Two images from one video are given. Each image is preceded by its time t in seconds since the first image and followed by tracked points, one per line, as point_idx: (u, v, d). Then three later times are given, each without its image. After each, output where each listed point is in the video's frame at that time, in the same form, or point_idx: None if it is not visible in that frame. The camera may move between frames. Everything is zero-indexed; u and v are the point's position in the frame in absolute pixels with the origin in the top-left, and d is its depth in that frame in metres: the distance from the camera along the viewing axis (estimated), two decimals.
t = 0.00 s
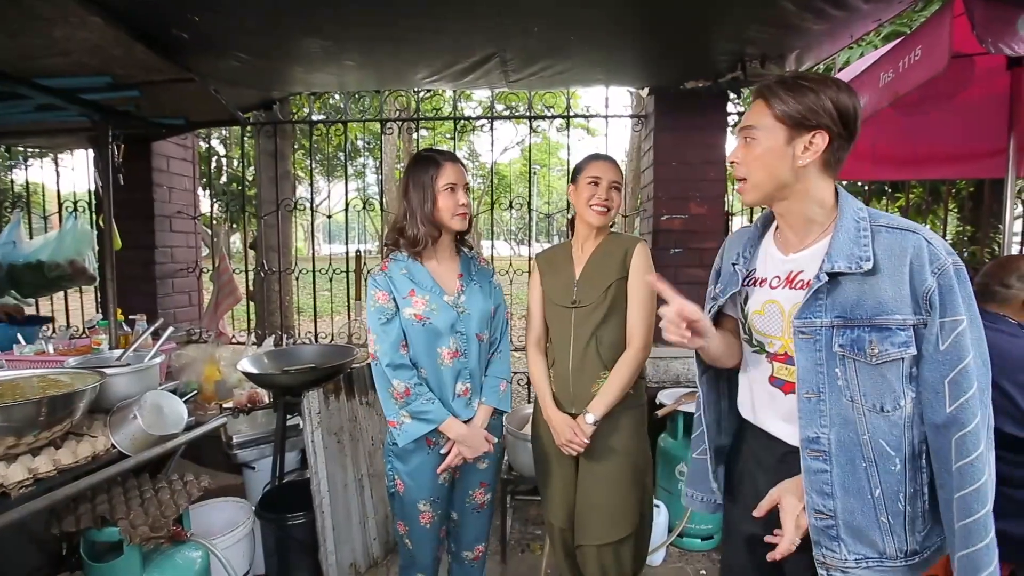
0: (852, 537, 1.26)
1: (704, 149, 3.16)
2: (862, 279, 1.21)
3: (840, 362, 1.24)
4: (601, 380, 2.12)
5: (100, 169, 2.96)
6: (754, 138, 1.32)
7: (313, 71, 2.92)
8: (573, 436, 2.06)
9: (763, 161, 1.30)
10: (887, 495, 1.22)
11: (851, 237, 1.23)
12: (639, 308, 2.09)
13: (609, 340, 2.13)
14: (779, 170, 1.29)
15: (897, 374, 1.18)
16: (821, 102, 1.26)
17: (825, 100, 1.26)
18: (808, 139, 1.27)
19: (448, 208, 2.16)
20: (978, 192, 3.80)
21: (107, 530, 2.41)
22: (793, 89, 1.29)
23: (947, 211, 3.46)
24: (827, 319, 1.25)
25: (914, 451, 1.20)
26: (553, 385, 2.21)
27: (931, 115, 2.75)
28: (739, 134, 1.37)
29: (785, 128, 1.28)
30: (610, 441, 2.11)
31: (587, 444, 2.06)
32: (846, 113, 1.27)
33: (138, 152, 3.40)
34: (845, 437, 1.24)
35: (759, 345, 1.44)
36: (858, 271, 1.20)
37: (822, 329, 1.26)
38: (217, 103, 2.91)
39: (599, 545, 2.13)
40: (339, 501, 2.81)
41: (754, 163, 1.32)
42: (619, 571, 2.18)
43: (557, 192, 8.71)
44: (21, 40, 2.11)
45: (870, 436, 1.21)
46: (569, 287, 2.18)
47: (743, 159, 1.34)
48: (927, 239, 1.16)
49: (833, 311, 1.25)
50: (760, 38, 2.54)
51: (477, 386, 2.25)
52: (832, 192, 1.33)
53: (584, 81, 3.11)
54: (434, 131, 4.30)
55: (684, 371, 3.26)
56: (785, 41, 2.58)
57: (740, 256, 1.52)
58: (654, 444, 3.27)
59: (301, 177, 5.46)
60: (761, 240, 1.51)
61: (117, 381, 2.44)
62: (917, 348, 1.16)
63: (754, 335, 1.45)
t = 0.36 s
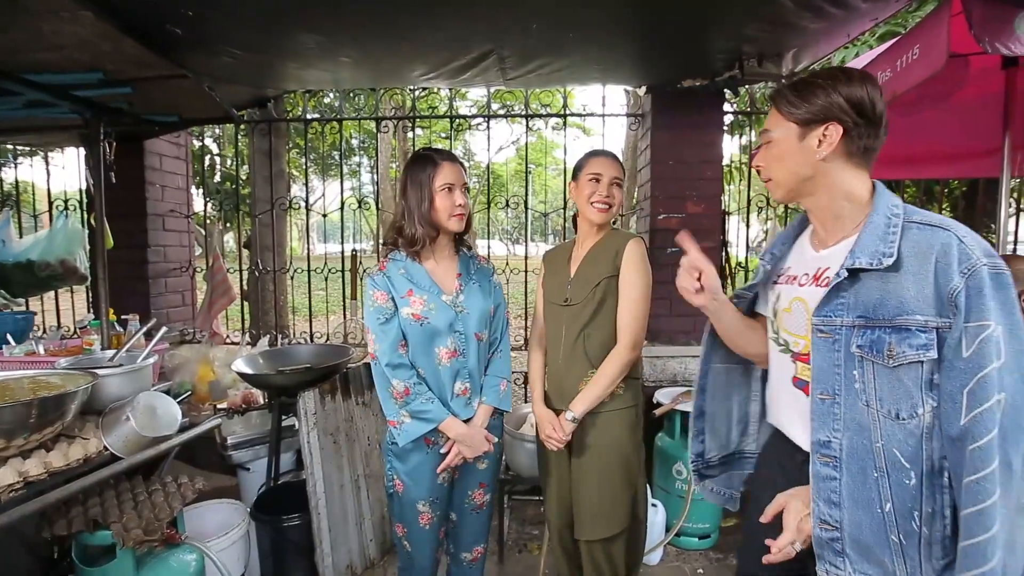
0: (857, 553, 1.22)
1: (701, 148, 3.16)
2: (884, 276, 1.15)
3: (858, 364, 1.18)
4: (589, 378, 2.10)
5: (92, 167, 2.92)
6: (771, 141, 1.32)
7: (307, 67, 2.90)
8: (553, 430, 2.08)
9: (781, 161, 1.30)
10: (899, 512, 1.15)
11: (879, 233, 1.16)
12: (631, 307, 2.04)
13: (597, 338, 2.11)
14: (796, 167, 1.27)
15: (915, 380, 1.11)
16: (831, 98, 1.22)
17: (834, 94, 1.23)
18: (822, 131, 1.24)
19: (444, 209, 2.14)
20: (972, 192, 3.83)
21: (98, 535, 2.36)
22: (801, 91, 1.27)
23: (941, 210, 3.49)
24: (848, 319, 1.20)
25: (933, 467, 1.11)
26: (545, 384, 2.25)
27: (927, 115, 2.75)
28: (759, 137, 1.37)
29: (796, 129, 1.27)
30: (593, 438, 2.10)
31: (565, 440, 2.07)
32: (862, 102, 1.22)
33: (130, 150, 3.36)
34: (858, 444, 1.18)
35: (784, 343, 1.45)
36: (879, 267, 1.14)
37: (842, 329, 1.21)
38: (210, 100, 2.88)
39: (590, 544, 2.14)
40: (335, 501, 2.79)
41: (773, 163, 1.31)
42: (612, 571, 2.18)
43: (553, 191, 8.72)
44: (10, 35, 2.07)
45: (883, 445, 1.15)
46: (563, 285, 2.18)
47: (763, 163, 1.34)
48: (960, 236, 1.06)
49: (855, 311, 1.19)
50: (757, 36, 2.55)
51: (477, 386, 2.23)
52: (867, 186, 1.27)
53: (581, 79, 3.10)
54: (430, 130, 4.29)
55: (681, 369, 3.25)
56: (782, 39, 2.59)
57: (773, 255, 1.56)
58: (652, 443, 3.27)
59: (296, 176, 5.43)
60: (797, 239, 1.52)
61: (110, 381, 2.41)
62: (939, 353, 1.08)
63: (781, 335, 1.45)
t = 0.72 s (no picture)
0: None
1: (694, 148, 3.18)
2: (904, 282, 1.14)
3: (887, 378, 1.18)
4: (601, 377, 2.13)
5: (77, 165, 2.86)
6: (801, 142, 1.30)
7: (299, 65, 2.86)
8: (573, 434, 2.03)
9: (810, 163, 1.28)
10: (934, 541, 1.14)
11: (899, 236, 1.15)
12: (639, 310, 2.09)
13: (609, 338, 2.14)
14: (825, 169, 1.25)
15: (937, 390, 1.10)
16: (866, 99, 1.20)
17: (867, 92, 1.20)
18: (855, 134, 1.21)
19: (443, 211, 2.13)
20: (958, 192, 3.88)
21: (85, 541, 2.31)
22: (837, 91, 1.25)
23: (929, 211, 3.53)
24: (878, 329, 1.20)
25: (969, 493, 1.09)
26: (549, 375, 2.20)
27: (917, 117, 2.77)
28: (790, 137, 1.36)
29: (826, 129, 1.25)
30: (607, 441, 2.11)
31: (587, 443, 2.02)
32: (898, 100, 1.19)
33: (116, 148, 3.30)
34: (890, 464, 1.19)
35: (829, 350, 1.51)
36: (889, 273, 1.15)
37: (872, 341, 1.21)
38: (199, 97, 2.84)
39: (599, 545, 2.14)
40: (328, 503, 2.76)
41: (801, 165, 1.30)
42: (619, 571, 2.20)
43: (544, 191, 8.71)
44: None
45: (914, 463, 1.15)
46: (568, 285, 2.17)
47: (792, 166, 1.33)
48: (971, 235, 1.05)
49: (883, 321, 1.19)
50: (751, 37, 2.56)
51: (477, 387, 2.21)
52: (896, 187, 1.23)
53: (575, 79, 3.10)
54: (422, 129, 4.26)
55: (673, 369, 3.26)
56: (775, 41, 2.61)
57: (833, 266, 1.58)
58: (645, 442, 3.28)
59: (286, 175, 5.37)
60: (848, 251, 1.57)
61: (96, 385, 2.36)
62: (955, 359, 1.07)
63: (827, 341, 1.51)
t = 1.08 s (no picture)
0: (853, 553, 1.27)
1: (683, 148, 3.20)
2: (913, 273, 1.17)
3: (880, 364, 1.21)
4: (610, 376, 2.16)
5: (55, 162, 2.79)
6: (853, 119, 1.31)
7: (285, 61, 2.81)
8: (590, 436, 2.03)
9: (860, 142, 1.30)
10: (897, 520, 1.18)
11: (922, 229, 1.17)
12: (643, 308, 2.15)
13: (614, 339, 2.17)
14: (877, 151, 1.28)
15: (929, 382, 1.12)
16: (937, 81, 1.22)
17: (939, 77, 1.22)
18: (915, 120, 1.24)
19: (429, 209, 2.10)
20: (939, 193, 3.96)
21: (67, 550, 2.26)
22: (905, 70, 1.26)
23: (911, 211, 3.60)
24: (878, 318, 1.23)
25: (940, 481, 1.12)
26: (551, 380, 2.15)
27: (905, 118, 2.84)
28: (838, 115, 1.37)
29: (887, 110, 1.26)
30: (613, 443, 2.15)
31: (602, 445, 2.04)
32: (966, 92, 1.22)
33: (96, 145, 3.22)
34: (868, 445, 1.22)
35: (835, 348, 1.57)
36: (905, 264, 1.17)
37: (870, 328, 1.25)
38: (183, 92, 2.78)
39: (596, 544, 2.16)
40: (317, 506, 2.73)
41: (850, 142, 1.32)
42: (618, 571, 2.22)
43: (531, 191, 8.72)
44: None
45: (891, 448, 1.18)
46: (571, 285, 2.17)
47: (840, 143, 1.34)
48: (997, 237, 1.07)
49: (885, 311, 1.22)
50: (740, 39, 2.59)
51: (462, 386, 2.20)
52: (930, 185, 1.28)
53: (565, 78, 3.11)
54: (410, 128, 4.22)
55: (663, 368, 3.28)
56: (763, 43, 2.64)
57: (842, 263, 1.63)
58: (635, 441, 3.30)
59: (271, 174, 5.30)
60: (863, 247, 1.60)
61: (78, 388, 2.30)
62: (954, 356, 1.09)
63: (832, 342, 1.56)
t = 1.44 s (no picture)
0: (885, 554, 1.32)
1: (668, 148, 3.24)
2: (937, 273, 1.23)
3: (902, 365, 1.27)
4: (593, 376, 2.14)
5: (27, 158, 2.70)
6: (863, 121, 1.35)
7: (268, 57, 2.76)
8: (568, 435, 2.03)
9: (872, 144, 1.33)
10: (934, 520, 1.24)
11: (936, 232, 1.23)
12: (629, 306, 2.14)
13: (599, 337, 2.15)
14: (888, 153, 1.32)
15: (963, 383, 1.18)
16: (947, 85, 1.27)
17: (949, 80, 1.27)
18: (926, 124, 1.29)
19: (398, 204, 2.07)
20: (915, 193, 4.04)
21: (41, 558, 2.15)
22: (915, 71, 1.31)
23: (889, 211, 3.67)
24: (894, 319, 1.28)
25: (977, 481, 1.18)
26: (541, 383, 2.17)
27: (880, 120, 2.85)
28: (843, 117, 1.40)
29: (899, 110, 1.30)
30: (606, 438, 2.14)
31: (582, 442, 2.04)
32: (972, 98, 1.29)
33: (70, 141, 3.14)
34: (896, 447, 1.27)
35: (822, 343, 1.54)
36: (932, 264, 1.22)
37: (886, 329, 1.29)
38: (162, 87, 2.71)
39: (587, 543, 2.14)
40: (302, 509, 2.68)
41: (860, 145, 1.35)
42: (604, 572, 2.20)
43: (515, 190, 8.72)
44: None
45: (924, 450, 1.23)
46: (557, 283, 2.17)
47: (848, 146, 1.37)
48: (1021, 240, 1.14)
49: (901, 311, 1.27)
50: (724, 40, 2.63)
51: (429, 387, 2.16)
52: (931, 188, 1.35)
53: (551, 77, 3.12)
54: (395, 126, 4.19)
55: (649, 366, 3.31)
56: (747, 44, 2.68)
57: (829, 259, 1.64)
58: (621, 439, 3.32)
59: (252, 172, 5.23)
60: (852, 241, 1.61)
61: (52, 392, 2.23)
62: (992, 359, 1.15)
63: (820, 336, 1.55)
